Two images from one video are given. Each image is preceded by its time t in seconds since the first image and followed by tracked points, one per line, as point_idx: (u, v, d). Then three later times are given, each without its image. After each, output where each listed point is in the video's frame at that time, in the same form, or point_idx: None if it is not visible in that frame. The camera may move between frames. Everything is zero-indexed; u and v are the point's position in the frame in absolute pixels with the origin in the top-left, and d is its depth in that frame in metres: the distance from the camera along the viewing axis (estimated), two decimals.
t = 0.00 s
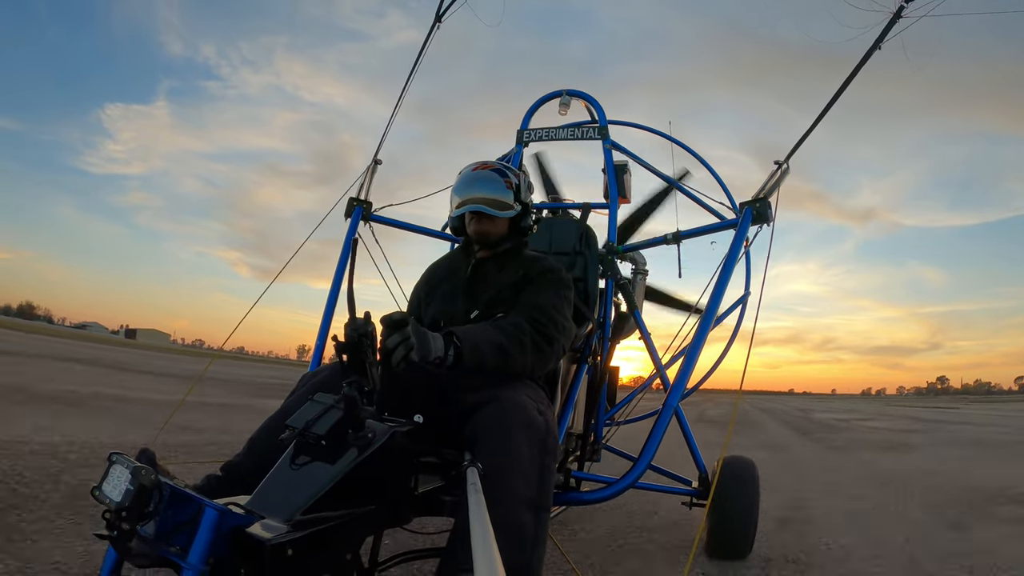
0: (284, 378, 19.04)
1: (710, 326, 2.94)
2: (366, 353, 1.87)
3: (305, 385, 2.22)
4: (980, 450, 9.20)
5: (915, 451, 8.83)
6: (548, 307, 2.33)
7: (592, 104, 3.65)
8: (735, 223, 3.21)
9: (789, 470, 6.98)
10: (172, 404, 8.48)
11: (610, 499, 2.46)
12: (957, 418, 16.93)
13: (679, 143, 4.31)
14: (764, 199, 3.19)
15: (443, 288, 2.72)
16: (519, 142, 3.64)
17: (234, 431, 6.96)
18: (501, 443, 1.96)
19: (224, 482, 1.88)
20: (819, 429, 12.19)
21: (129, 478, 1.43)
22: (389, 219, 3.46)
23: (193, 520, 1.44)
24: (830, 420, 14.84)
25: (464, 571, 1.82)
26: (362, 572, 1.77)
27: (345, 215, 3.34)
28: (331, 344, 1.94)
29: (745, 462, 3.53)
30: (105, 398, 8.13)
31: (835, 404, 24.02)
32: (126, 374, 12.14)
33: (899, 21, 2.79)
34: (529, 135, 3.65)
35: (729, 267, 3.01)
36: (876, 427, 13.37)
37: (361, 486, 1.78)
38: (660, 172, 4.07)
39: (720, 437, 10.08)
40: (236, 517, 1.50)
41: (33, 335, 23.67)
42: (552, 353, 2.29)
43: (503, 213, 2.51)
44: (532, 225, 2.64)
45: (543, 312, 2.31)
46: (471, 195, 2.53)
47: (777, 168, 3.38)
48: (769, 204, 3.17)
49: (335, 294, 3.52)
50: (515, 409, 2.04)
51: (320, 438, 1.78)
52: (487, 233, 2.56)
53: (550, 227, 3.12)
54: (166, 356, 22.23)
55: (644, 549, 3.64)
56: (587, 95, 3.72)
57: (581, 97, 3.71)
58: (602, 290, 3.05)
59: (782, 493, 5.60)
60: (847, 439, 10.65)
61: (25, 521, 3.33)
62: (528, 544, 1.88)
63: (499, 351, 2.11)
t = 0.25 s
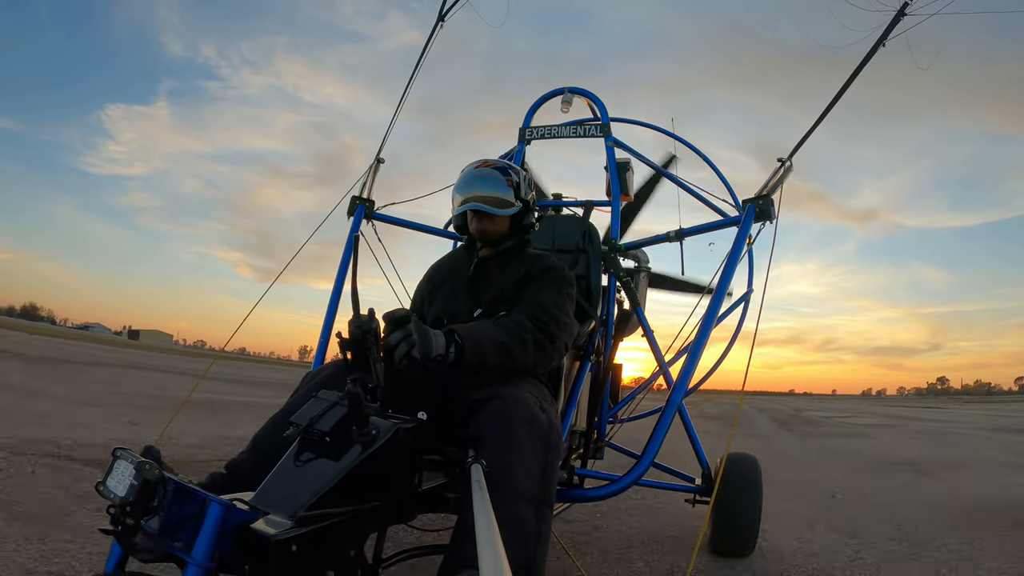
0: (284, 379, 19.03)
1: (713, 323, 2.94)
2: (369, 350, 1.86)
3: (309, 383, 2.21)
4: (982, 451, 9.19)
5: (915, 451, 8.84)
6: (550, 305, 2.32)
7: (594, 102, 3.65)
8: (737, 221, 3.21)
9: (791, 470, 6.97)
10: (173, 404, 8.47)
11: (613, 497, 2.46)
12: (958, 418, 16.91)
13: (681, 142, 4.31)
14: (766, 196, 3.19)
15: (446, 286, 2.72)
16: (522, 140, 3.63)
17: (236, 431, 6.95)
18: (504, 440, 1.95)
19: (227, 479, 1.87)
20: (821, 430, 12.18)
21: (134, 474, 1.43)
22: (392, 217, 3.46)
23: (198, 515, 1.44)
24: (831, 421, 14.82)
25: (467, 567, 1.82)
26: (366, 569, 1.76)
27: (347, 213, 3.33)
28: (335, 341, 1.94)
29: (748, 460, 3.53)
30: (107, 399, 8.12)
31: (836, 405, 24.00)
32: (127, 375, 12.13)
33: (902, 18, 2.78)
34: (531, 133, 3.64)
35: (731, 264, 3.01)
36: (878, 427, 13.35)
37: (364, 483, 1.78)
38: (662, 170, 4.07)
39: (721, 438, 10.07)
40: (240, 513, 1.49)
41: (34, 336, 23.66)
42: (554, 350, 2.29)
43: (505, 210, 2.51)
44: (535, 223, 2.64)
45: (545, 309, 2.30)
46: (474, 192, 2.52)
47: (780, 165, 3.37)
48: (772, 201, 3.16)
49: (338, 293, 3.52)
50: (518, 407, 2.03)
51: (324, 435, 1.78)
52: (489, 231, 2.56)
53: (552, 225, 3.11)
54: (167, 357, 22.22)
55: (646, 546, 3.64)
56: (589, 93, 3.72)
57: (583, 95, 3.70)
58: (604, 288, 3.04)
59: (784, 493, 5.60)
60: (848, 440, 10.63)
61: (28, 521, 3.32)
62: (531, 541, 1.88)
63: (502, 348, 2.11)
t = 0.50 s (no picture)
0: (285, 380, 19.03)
1: (714, 333, 2.93)
2: (370, 363, 1.87)
3: (310, 395, 2.21)
4: (982, 452, 9.19)
5: (918, 453, 8.81)
6: (551, 315, 2.32)
7: (595, 112, 3.65)
8: (738, 230, 3.20)
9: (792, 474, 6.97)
10: (174, 406, 8.48)
11: (615, 507, 2.46)
12: (958, 418, 16.91)
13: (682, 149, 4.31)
14: (767, 206, 3.19)
15: (448, 297, 2.72)
16: (523, 150, 3.64)
17: (237, 434, 6.96)
18: (505, 451, 1.95)
19: (228, 492, 1.87)
20: (822, 431, 12.17)
21: (133, 488, 1.43)
22: (393, 227, 3.46)
23: (197, 530, 1.43)
24: (832, 422, 14.81)
25: None
26: None
27: (349, 223, 3.34)
28: (336, 354, 1.94)
29: (750, 468, 3.52)
30: (109, 401, 8.13)
31: (836, 405, 23.99)
32: (128, 377, 12.13)
33: (902, 28, 2.77)
34: (532, 143, 3.64)
35: (733, 274, 3.01)
36: (879, 428, 13.35)
37: (364, 496, 1.78)
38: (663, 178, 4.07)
39: (722, 440, 10.06)
40: (240, 527, 1.49)
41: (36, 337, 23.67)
42: (555, 361, 2.29)
43: (509, 222, 2.51)
44: (537, 234, 2.64)
45: (546, 320, 2.30)
46: (477, 204, 2.52)
47: (781, 174, 3.37)
48: (773, 211, 3.16)
49: (339, 303, 3.52)
50: (519, 418, 2.03)
51: (325, 447, 1.78)
52: (491, 242, 2.56)
53: (554, 235, 3.12)
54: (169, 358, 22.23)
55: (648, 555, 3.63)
56: (590, 103, 3.72)
57: (584, 105, 3.71)
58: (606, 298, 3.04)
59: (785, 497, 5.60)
60: (849, 441, 10.63)
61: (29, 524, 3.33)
62: (532, 553, 1.88)
63: (503, 359, 2.11)
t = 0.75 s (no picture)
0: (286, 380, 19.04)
1: (715, 333, 2.93)
2: (371, 362, 1.86)
3: (311, 394, 2.21)
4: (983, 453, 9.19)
5: (921, 454, 8.79)
6: (551, 315, 2.32)
7: (596, 111, 3.64)
8: (739, 230, 3.20)
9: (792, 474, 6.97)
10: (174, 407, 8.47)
11: (615, 507, 2.45)
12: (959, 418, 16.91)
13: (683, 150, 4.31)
14: (768, 205, 3.19)
15: (449, 296, 2.72)
16: (523, 150, 3.64)
17: (237, 434, 6.95)
18: (505, 451, 1.95)
19: (228, 490, 1.87)
20: (823, 431, 12.16)
21: (134, 486, 1.43)
22: (393, 227, 3.46)
23: (198, 528, 1.43)
24: (833, 422, 14.81)
25: None
26: None
27: (350, 223, 3.33)
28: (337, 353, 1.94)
29: (751, 468, 3.52)
30: (109, 401, 8.13)
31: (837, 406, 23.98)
32: (128, 377, 12.13)
33: (900, 26, 2.76)
34: (533, 143, 3.64)
35: (733, 273, 3.00)
36: (879, 428, 13.34)
37: (364, 495, 1.78)
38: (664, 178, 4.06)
39: (723, 441, 10.06)
40: (241, 525, 1.49)
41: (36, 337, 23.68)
42: (556, 361, 2.29)
43: (511, 222, 2.51)
44: (539, 233, 2.64)
45: (547, 320, 2.30)
46: (480, 204, 2.52)
47: (782, 174, 3.37)
48: (774, 210, 3.16)
49: (340, 302, 3.52)
50: (520, 418, 2.03)
51: (325, 446, 1.78)
52: (492, 242, 2.56)
53: (555, 235, 3.11)
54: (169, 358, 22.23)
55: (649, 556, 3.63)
56: (591, 102, 3.72)
57: (584, 104, 3.71)
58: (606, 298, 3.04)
59: (786, 497, 5.59)
60: (850, 442, 10.63)
61: (30, 524, 3.33)
62: (532, 552, 1.88)
63: (504, 359, 2.11)
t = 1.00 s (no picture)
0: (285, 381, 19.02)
1: (716, 331, 2.92)
2: (372, 361, 1.86)
3: (312, 393, 2.21)
4: (984, 451, 9.18)
5: (925, 453, 8.77)
6: (553, 314, 2.31)
7: (597, 109, 3.64)
8: (740, 227, 3.19)
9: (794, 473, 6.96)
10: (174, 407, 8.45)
11: (617, 506, 2.45)
12: (959, 418, 16.90)
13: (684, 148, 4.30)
14: (769, 203, 3.18)
15: (450, 295, 2.71)
16: (524, 148, 3.63)
17: (238, 434, 6.95)
18: (507, 449, 1.95)
19: (230, 490, 1.87)
20: (824, 431, 12.15)
21: (135, 487, 1.42)
22: (394, 226, 3.45)
23: (199, 529, 1.42)
24: (834, 422, 14.79)
25: None
26: None
27: (350, 222, 3.33)
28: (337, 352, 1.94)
29: (753, 467, 3.51)
30: (110, 401, 8.12)
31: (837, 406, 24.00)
32: (129, 377, 12.12)
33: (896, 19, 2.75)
34: (534, 141, 3.63)
35: (735, 271, 3.00)
36: (880, 428, 13.33)
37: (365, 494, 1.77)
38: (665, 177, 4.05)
39: (723, 441, 10.05)
40: (242, 526, 1.48)
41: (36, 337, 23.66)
42: (558, 359, 2.28)
43: (511, 220, 2.50)
44: (540, 231, 2.63)
45: (548, 318, 2.29)
46: (480, 201, 2.52)
47: (782, 171, 3.36)
48: (775, 208, 3.15)
49: (341, 301, 3.51)
50: (521, 416, 2.02)
51: (326, 446, 1.77)
52: (493, 240, 2.55)
53: (556, 233, 3.11)
54: (169, 359, 22.20)
55: (650, 555, 3.62)
56: (592, 101, 3.71)
57: (585, 103, 3.70)
58: (608, 296, 3.03)
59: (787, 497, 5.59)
60: (851, 441, 10.63)
61: (31, 523, 3.33)
62: (534, 551, 1.87)
63: (506, 358, 2.10)
